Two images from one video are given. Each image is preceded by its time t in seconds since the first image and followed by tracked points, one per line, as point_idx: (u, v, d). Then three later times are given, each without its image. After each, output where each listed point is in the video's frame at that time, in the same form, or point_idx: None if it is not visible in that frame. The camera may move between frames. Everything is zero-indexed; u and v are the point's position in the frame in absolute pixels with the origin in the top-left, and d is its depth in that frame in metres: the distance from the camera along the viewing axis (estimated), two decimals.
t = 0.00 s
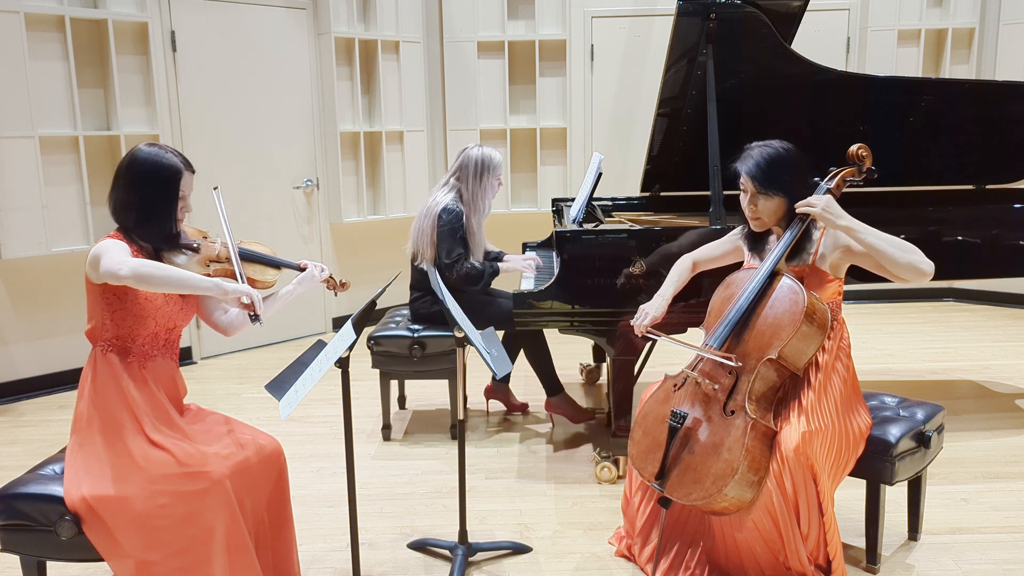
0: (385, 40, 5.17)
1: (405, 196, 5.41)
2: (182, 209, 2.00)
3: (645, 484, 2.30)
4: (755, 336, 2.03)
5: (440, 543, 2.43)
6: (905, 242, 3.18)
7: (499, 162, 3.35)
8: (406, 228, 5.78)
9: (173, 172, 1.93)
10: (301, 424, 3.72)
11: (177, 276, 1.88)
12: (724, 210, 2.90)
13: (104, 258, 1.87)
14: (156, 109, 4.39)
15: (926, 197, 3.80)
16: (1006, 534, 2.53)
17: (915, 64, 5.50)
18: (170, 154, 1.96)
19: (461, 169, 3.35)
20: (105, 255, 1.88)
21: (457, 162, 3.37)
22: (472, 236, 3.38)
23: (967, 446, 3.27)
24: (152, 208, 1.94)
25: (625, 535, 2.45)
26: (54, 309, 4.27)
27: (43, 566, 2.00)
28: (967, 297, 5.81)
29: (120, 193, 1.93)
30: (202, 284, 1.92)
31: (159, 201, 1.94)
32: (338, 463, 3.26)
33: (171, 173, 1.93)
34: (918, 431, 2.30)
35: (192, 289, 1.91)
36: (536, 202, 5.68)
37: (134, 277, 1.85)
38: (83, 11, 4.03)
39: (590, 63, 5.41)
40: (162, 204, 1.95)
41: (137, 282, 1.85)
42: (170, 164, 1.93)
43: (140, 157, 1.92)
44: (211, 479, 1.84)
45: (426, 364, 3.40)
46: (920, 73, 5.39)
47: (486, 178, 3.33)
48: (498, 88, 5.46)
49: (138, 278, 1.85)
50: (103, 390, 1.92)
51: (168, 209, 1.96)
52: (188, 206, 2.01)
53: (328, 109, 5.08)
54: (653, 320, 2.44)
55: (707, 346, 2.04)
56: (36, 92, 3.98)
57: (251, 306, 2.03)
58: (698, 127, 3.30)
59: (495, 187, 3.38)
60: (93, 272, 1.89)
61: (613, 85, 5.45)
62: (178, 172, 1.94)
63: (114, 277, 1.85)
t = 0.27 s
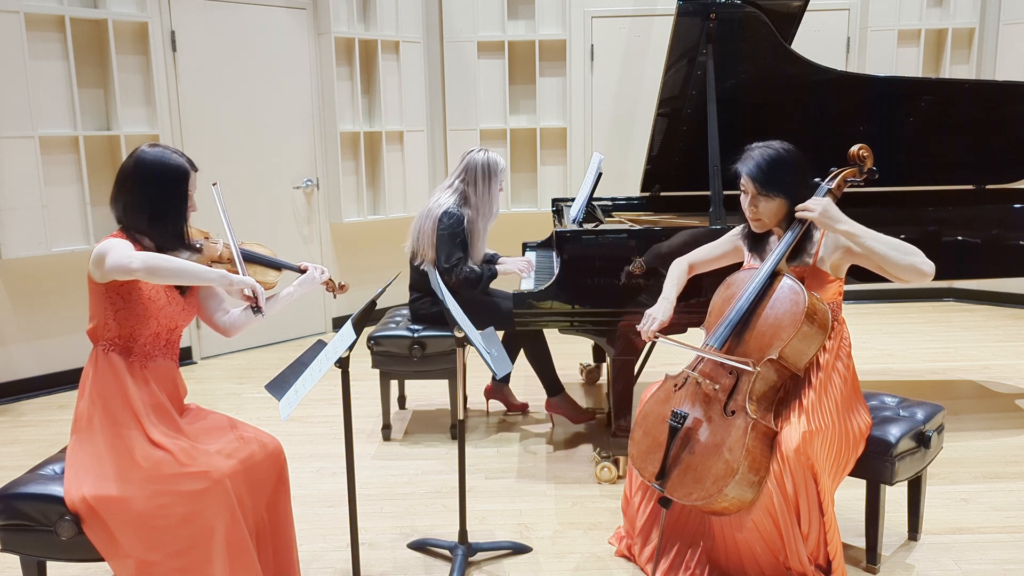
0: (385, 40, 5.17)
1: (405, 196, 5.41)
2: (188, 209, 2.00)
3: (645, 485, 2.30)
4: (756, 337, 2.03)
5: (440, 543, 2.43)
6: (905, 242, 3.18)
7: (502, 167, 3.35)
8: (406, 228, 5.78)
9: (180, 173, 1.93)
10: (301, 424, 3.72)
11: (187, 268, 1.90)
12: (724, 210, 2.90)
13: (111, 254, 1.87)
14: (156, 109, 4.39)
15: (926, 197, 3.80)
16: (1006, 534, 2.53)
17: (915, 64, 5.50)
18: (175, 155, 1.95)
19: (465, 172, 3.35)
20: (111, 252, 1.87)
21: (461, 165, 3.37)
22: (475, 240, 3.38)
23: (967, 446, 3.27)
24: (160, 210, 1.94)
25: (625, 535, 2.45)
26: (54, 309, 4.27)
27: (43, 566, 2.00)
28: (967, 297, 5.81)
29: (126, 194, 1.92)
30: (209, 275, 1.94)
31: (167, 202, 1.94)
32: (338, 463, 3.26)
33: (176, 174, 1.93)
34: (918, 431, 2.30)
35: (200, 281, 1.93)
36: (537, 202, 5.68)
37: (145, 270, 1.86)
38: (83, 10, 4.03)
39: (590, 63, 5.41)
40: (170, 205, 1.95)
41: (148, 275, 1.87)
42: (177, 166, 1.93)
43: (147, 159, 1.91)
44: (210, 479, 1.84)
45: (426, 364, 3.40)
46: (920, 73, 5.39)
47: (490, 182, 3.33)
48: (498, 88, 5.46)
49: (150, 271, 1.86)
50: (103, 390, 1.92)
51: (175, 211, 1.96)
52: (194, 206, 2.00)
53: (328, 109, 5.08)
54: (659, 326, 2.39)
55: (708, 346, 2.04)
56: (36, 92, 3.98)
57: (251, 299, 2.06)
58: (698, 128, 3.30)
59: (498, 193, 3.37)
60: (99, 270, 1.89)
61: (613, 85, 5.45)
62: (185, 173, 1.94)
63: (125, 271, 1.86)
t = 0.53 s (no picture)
0: (385, 40, 5.17)
1: (405, 196, 5.40)
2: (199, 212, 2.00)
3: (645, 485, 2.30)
4: (757, 337, 2.03)
5: (440, 543, 2.43)
6: (906, 242, 3.18)
7: (495, 161, 3.35)
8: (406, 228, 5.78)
9: (193, 178, 1.92)
10: (301, 424, 3.72)
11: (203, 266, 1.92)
12: (724, 210, 2.90)
13: (125, 254, 1.86)
14: (156, 109, 4.39)
15: (926, 197, 3.80)
16: (1006, 534, 2.53)
17: (915, 64, 5.50)
18: (186, 160, 1.93)
19: (457, 169, 3.35)
20: (123, 253, 1.86)
21: (454, 162, 3.37)
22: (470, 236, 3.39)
23: (967, 446, 3.27)
24: (173, 214, 1.95)
25: (625, 535, 2.45)
26: (54, 309, 4.26)
27: (43, 566, 2.00)
28: (967, 297, 5.81)
29: (138, 199, 1.91)
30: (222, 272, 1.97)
31: (179, 206, 1.94)
32: (338, 463, 3.26)
33: (185, 181, 1.91)
34: (918, 431, 2.30)
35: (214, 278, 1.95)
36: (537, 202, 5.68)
37: (164, 269, 1.87)
38: (83, 11, 4.03)
39: (590, 63, 5.41)
40: (183, 210, 1.95)
41: (166, 274, 1.88)
42: (190, 171, 1.91)
43: (159, 165, 1.89)
44: (210, 479, 1.84)
45: (426, 364, 3.40)
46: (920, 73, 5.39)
47: (483, 176, 3.33)
48: (498, 87, 5.46)
49: (168, 269, 1.87)
50: (103, 389, 1.92)
51: (187, 215, 1.96)
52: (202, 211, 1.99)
53: (328, 109, 5.08)
54: (671, 328, 2.30)
55: (708, 346, 2.04)
56: (36, 92, 3.98)
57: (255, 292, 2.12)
58: (698, 128, 3.30)
59: (491, 186, 3.37)
60: (111, 270, 1.87)
61: (613, 85, 5.45)
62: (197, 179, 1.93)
63: (142, 271, 1.86)
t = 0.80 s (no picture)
0: (385, 40, 5.17)
1: (405, 196, 5.40)
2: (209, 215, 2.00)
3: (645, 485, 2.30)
4: (758, 337, 2.03)
5: (440, 543, 2.43)
6: (906, 242, 3.18)
7: (494, 163, 3.35)
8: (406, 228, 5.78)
9: (204, 182, 1.93)
10: (301, 424, 3.72)
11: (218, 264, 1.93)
12: (724, 210, 2.90)
13: (143, 257, 1.85)
14: (156, 109, 4.39)
15: (926, 197, 3.80)
16: (1006, 534, 2.53)
17: (915, 65, 5.50)
18: (197, 162, 1.94)
19: (456, 169, 3.35)
20: (136, 253, 1.86)
21: (453, 163, 3.36)
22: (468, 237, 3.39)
23: (967, 446, 3.27)
24: (184, 217, 1.95)
25: (625, 535, 2.45)
26: (53, 309, 4.26)
27: (43, 566, 2.00)
28: (967, 297, 5.81)
29: (149, 202, 1.91)
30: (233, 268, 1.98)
31: (191, 209, 1.95)
32: (338, 463, 3.26)
33: (196, 183, 1.92)
34: (918, 431, 2.30)
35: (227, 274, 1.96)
36: (536, 202, 5.68)
37: (185, 269, 1.87)
38: (83, 11, 4.03)
39: (590, 63, 5.41)
40: (193, 213, 1.96)
41: (188, 274, 1.88)
42: (201, 176, 1.92)
43: (171, 168, 1.89)
44: (211, 479, 1.84)
45: (426, 364, 3.40)
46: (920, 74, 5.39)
47: (481, 178, 3.33)
48: (498, 87, 5.46)
49: (190, 269, 1.87)
50: (105, 389, 1.92)
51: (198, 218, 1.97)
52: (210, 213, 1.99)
53: (328, 109, 5.08)
54: (679, 330, 2.25)
55: (709, 347, 2.04)
56: (36, 92, 3.98)
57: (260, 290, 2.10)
58: (698, 128, 3.30)
59: (490, 187, 3.37)
60: (129, 273, 1.86)
61: (613, 85, 5.45)
62: (208, 183, 1.94)
63: (163, 272, 1.86)
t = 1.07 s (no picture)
0: (385, 40, 5.17)
1: (405, 196, 5.40)
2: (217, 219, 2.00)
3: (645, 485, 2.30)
4: (759, 338, 2.03)
5: (440, 543, 2.43)
6: (906, 242, 3.18)
7: (494, 165, 3.35)
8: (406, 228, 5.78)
9: (214, 186, 1.93)
10: (300, 424, 3.72)
11: (229, 263, 1.94)
12: (724, 210, 2.90)
13: (156, 259, 1.85)
14: (156, 109, 4.39)
15: (926, 197, 3.80)
16: (1006, 534, 2.53)
17: (915, 65, 5.50)
18: (207, 166, 1.94)
19: (456, 170, 3.35)
20: (146, 254, 1.86)
21: (453, 164, 3.36)
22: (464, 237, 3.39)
23: (967, 446, 3.27)
24: (192, 220, 1.95)
25: (625, 535, 2.45)
26: (53, 309, 4.26)
27: (43, 566, 2.00)
28: (967, 297, 5.81)
29: (158, 204, 1.91)
30: (240, 265, 1.99)
31: (200, 212, 1.95)
32: (338, 463, 3.26)
33: (206, 186, 1.92)
34: (918, 432, 2.30)
35: (236, 273, 1.97)
36: (536, 202, 5.68)
37: (199, 270, 1.88)
38: (83, 11, 4.03)
39: (590, 63, 5.41)
40: (202, 216, 1.95)
41: (202, 275, 1.89)
42: (211, 179, 1.92)
43: (182, 171, 1.89)
44: (211, 479, 1.84)
45: (426, 364, 3.40)
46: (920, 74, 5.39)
47: (480, 181, 3.32)
48: (498, 87, 5.46)
49: (203, 270, 1.88)
50: (106, 389, 1.92)
51: (207, 222, 1.97)
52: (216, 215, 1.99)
53: (328, 109, 5.08)
54: (687, 334, 2.21)
55: (710, 347, 2.04)
56: (36, 92, 3.98)
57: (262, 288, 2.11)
58: (698, 128, 3.30)
59: (490, 187, 3.36)
60: (142, 274, 1.86)
61: (613, 85, 5.45)
62: (218, 187, 1.94)
63: (177, 274, 1.86)
